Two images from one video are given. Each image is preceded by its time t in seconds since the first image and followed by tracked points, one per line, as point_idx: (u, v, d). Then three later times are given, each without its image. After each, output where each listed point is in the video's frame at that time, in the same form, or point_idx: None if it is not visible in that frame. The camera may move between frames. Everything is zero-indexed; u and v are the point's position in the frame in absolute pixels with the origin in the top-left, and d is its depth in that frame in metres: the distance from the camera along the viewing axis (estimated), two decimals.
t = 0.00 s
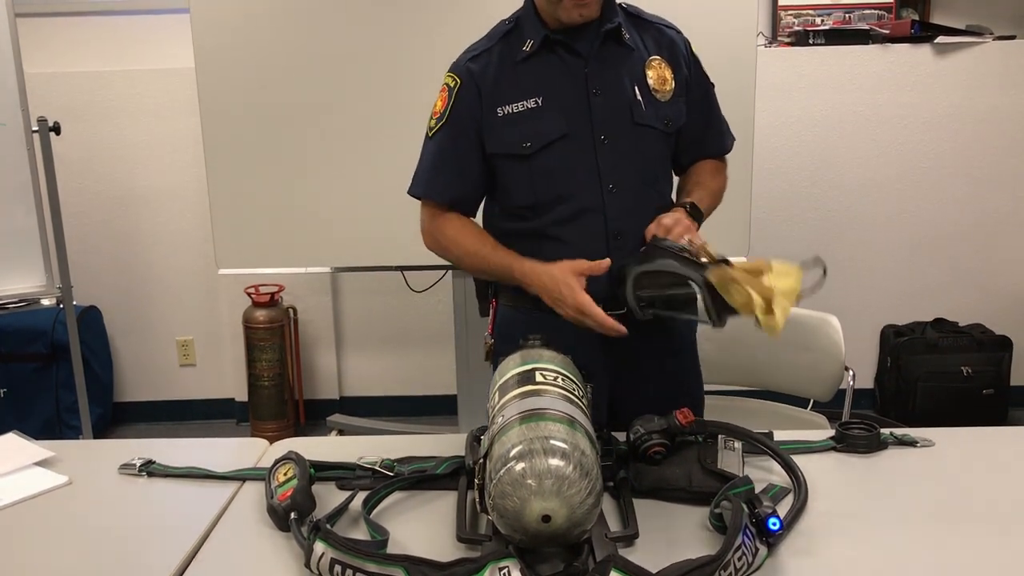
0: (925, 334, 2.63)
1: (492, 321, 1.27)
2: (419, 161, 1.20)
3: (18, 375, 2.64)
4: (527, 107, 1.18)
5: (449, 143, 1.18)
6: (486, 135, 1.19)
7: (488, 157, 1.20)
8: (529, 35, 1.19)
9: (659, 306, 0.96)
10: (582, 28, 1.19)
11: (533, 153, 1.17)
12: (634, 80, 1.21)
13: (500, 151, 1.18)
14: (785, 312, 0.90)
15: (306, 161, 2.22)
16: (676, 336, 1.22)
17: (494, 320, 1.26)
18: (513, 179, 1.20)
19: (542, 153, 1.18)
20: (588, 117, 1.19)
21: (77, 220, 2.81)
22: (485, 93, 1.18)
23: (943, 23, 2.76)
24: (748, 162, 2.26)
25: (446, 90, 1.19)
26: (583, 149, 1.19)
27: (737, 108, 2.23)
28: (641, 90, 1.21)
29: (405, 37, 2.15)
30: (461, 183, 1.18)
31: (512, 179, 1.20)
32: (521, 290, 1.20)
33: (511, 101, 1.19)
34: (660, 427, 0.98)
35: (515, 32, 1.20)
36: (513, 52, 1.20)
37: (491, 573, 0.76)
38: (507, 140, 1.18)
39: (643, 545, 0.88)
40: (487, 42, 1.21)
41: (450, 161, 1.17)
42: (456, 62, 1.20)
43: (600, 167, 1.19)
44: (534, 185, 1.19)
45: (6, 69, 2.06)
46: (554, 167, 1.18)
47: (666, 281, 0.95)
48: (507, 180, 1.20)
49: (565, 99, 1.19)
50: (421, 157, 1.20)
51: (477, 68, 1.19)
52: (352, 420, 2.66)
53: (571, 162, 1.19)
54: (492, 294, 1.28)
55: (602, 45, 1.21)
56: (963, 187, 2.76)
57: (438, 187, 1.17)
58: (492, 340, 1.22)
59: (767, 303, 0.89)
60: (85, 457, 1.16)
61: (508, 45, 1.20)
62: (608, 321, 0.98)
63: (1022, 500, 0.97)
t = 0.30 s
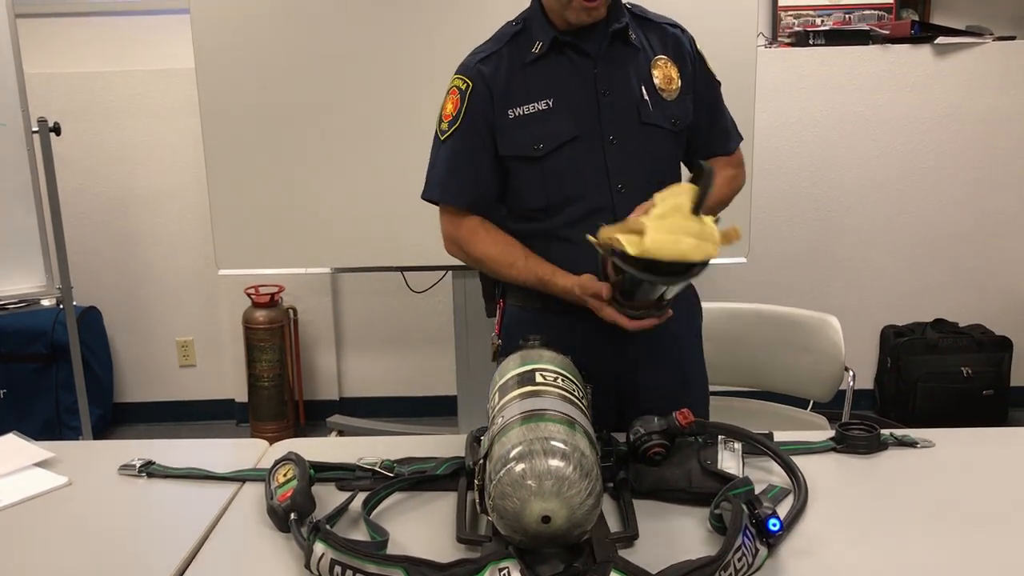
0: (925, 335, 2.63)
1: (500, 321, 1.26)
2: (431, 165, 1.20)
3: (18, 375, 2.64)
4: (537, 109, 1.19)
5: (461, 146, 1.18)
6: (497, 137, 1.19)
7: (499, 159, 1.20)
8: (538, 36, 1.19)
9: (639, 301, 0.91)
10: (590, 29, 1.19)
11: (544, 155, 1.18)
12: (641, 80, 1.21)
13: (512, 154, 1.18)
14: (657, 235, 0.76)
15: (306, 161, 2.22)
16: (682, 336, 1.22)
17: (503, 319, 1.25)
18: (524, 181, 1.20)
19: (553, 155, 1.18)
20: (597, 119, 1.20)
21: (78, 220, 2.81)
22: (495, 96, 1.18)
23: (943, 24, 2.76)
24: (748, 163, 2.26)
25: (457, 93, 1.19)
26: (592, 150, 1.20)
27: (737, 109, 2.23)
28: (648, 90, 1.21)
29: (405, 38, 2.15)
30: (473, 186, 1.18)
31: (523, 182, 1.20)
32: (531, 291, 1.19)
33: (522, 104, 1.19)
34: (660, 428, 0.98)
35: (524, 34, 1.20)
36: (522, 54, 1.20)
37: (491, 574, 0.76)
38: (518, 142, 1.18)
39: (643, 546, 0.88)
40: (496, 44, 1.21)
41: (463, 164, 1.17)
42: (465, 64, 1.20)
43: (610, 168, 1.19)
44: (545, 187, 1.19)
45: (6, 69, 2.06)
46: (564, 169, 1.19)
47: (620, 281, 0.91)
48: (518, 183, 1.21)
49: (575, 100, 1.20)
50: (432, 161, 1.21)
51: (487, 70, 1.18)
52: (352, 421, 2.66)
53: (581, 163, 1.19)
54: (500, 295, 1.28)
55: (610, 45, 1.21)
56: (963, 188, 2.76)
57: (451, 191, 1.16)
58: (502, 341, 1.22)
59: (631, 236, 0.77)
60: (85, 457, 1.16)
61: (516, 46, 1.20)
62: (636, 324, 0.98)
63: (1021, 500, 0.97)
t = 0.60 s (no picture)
0: (925, 335, 2.63)
1: (506, 322, 1.26)
2: (437, 168, 1.21)
3: (18, 375, 2.64)
4: (543, 111, 1.19)
5: (467, 149, 1.18)
6: (503, 139, 1.19)
7: (505, 161, 1.20)
8: (542, 38, 1.19)
9: (641, 290, 0.92)
10: (594, 29, 1.19)
11: (550, 157, 1.18)
12: (645, 80, 1.21)
13: (518, 156, 1.18)
14: (643, 207, 0.82)
15: (306, 161, 2.22)
16: (685, 337, 1.23)
17: (509, 320, 1.25)
18: (530, 183, 1.20)
19: (559, 157, 1.18)
20: (602, 119, 1.20)
21: (77, 220, 2.81)
22: (501, 98, 1.19)
23: (943, 24, 2.76)
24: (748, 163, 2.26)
25: (462, 95, 1.19)
26: (598, 151, 1.20)
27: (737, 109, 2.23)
28: (652, 89, 1.21)
29: (406, 38, 2.15)
30: (479, 188, 1.18)
31: (528, 183, 1.20)
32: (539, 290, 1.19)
33: (527, 105, 1.19)
34: (659, 427, 0.98)
35: (528, 35, 1.20)
36: (527, 56, 1.20)
37: (491, 573, 0.76)
38: (524, 144, 1.18)
39: (643, 546, 0.88)
40: (500, 46, 1.21)
41: (469, 166, 1.18)
42: (470, 66, 1.20)
43: (615, 168, 1.20)
44: (551, 188, 1.19)
45: (6, 70, 2.06)
46: (570, 170, 1.19)
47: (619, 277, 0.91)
48: (523, 184, 1.21)
49: (580, 101, 1.20)
50: (438, 164, 1.21)
51: (492, 73, 1.18)
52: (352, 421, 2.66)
53: (586, 165, 1.19)
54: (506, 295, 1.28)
55: (614, 45, 1.21)
56: (963, 187, 2.76)
57: (457, 194, 1.17)
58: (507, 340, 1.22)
59: (618, 210, 0.84)
60: (85, 457, 1.16)
61: (521, 48, 1.20)
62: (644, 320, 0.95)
63: (1021, 500, 0.97)
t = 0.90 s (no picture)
0: (925, 335, 2.63)
1: (509, 322, 1.26)
2: (441, 169, 1.21)
3: (18, 375, 2.64)
4: (547, 112, 1.19)
5: (470, 149, 1.18)
6: (507, 140, 1.19)
7: (508, 162, 1.20)
8: (546, 38, 1.19)
9: (643, 289, 0.91)
10: (597, 30, 1.20)
11: (554, 157, 1.18)
12: (648, 80, 1.22)
13: (522, 157, 1.18)
14: (646, 202, 0.82)
15: (306, 161, 2.22)
16: (686, 337, 1.23)
17: (512, 320, 1.25)
18: (534, 183, 1.20)
19: (563, 157, 1.18)
20: (606, 120, 1.20)
21: (77, 220, 2.81)
22: (504, 99, 1.19)
23: (943, 24, 2.76)
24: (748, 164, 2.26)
25: (466, 96, 1.19)
26: (602, 152, 1.20)
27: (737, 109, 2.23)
28: (655, 89, 1.22)
29: (406, 38, 2.15)
30: (483, 189, 1.18)
31: (532, 184, 1.20)
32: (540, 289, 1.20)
33: (531, 106, 1.19)
34: (660, 428, 0.98)
35: (532, 36, 1.20)
36: (530, 56, 1.20)
37: (491, 574, 0.76)
38: (529, 145, 1.18)
39: (643, 546, 0.88)
40: (504, 46, 1.21)
41: (473, 166, 1.18)
42: (474, 67, 1.20)
43: (619, 168, 1.20)
44: (555, 189, 1.19)
45: (5, 70, 2.06)
46: (574, 171, 1.19)
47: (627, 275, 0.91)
48: (527, 185, 1.21)
49: (584, 102, 1.20)
50: (442, 166, 1.21)
51: (496, 74, 1.18)
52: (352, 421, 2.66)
53: (590, 165, 1.19)
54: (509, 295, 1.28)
55: (617, 46, 1.21)
56: (963, 187, 2.76)
57: (461, 195, 1.17)
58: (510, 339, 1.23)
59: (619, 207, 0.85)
60: (85, 458, 1.16)
61: (524, 49, 1.20)
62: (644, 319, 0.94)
63: (1021, 500, 0.97)
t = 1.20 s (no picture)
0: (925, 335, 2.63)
1: (511, 322, 1.26)
2: (443, 168, 1.21)
3: (18, 375, 2.64)
4: (549, 112, 1.19)
5: (472, 149, 1.18)
6: (509, 140, 1.19)
7: (510, 162, 1.20)
8: (548, 39, 1.19)
9: (642, 276, 0.91)
10: (600, 30, 1.20)
11: (556, 158, 1.18)
12: (651, 81, 1.22)
13: (524, 157, 1.18)
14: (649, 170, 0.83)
15: (306, 161, 2.22)
16: (687, 337, 1.23)
17: (513, 319, 1.25)
18: (536, 183, 1.20)
19: (565, 158, 1.18)
20: (608, 120, 1.20)
21: (77, 220, 2.81)
22: (507, 98, 1.19)
23: (943, 24, 2.76)
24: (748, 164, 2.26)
25: (468, 96, 1.19)
26: (603, 152, 1.20)
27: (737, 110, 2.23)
28: (657, 90, 1.22)
29: (406, 38, 2.15)
30: (485, 188, 1.18)
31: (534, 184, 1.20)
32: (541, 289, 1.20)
33: (533, 106, 1.19)
34: (660, 428, 0.98)
35: (534, 36, 1.20)
36: (533, 56, 1.20)
37: (491, 574, 0.76)
38: (531, 144, 1.18)
39: (643, 546, 0.88)
40: (506, 46, 1.21)
41: (475, 166, 1.18)
42: (476, 67, 1.20)
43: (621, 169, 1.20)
44: (557, 188, 1.19)
45: (5, 70, 2.06)
46: (576, 171, 1.19)
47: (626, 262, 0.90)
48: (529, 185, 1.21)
49: (586, 102, 1.20)
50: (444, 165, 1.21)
51: (498, 74, 1.19)
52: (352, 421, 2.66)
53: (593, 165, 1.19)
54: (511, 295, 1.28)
55: (620, 46, 1.21)
56: (963, 188, 2.76)
57: (462, 195, 1.17)
58: (510, 339, 1.23)
59: (616, 161, 0.85)
60: (85, 458, 1.16)
61: (527, 49, 1.20)
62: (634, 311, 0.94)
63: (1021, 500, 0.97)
